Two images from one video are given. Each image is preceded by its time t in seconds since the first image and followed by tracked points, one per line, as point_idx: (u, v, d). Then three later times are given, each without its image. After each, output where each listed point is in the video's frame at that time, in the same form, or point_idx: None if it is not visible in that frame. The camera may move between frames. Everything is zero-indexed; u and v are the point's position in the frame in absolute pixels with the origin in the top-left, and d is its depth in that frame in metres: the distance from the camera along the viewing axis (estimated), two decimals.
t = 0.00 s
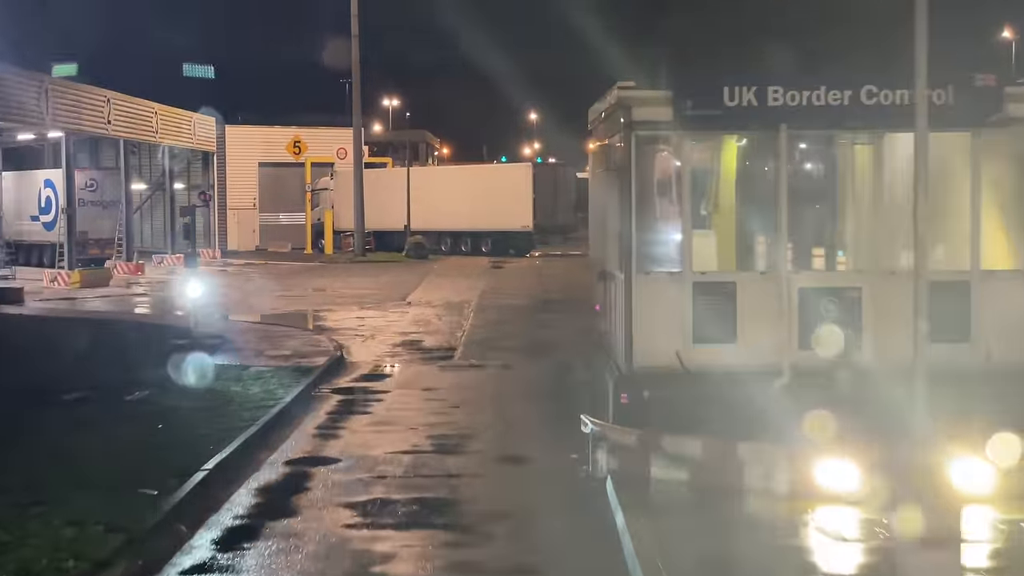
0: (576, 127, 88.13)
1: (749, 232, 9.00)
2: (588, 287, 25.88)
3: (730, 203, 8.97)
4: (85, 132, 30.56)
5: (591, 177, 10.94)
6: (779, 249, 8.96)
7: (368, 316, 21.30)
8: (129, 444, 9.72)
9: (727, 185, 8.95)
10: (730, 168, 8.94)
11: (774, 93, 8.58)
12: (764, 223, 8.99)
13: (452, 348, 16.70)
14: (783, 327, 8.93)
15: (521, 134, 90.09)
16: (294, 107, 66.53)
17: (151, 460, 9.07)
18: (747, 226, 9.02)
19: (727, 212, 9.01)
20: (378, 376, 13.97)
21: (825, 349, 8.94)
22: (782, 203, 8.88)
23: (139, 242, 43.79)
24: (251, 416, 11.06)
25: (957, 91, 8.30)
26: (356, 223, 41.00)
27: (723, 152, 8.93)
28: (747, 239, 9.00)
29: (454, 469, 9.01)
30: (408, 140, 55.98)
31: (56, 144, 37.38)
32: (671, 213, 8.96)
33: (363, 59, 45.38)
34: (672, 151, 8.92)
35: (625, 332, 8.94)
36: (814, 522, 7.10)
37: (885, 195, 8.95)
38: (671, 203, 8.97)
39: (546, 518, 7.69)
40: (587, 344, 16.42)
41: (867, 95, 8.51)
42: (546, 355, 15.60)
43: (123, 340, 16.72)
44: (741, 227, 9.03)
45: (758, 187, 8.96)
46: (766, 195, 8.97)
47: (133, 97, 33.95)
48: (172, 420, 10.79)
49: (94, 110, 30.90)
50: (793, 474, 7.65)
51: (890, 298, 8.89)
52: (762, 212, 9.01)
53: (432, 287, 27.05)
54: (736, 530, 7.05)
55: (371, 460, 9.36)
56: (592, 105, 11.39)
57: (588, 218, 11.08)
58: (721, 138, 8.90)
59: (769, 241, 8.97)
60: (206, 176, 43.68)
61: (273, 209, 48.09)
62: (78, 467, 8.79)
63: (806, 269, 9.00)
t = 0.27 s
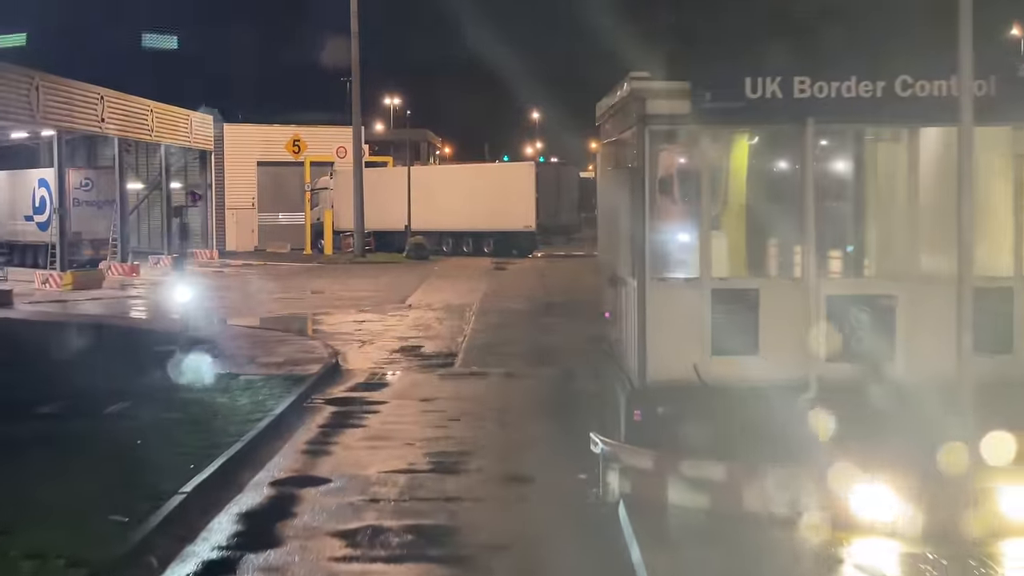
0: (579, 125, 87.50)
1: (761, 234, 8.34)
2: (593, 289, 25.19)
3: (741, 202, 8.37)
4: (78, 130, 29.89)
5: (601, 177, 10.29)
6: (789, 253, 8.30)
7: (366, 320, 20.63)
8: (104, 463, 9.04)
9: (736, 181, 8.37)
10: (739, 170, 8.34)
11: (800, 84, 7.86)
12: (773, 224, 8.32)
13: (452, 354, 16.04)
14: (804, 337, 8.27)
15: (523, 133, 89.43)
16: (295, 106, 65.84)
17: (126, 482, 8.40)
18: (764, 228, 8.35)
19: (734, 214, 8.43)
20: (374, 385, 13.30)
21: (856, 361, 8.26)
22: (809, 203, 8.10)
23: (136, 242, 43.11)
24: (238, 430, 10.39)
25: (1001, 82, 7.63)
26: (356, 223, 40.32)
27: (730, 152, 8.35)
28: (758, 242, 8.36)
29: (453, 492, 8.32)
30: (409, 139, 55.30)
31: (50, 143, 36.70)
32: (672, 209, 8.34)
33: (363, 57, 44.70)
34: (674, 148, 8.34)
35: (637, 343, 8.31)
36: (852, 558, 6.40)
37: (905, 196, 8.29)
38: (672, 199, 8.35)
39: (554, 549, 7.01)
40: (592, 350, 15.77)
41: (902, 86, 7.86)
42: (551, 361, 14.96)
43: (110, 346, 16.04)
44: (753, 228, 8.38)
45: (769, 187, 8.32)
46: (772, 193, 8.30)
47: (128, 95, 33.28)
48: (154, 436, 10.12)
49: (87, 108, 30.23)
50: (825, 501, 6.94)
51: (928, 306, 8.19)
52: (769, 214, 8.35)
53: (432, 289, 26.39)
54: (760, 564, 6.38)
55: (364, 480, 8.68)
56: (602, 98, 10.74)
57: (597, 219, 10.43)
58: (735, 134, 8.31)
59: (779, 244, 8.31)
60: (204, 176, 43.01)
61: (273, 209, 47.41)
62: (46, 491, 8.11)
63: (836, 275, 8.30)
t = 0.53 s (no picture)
0: (581, 124, 86.84)
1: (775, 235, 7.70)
2: (598, 291, 24.51)
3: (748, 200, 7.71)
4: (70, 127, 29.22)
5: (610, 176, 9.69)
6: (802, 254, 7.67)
7: (362, 323, 19.99)
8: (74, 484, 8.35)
9: (745, 180, 7.70)
10: (749, 169, 7.68)
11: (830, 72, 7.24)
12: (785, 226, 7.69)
13: (452, 359, 15.39)
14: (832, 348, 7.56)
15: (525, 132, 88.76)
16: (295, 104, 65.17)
17: (95, 505, 7.71)
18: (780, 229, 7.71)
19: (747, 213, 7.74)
20: (369, 395, 12.61)
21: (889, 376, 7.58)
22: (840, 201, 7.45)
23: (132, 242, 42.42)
24: (221, 445, 9.70)
25: None
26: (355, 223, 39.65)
27: (741, 149, 7.64)
28: (769, 242, 7.70)
29: (450, 517, 7.64)
30: (410, 137, 54.61)
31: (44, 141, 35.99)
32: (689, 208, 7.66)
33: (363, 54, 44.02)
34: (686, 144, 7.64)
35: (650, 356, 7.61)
36: None
37: (926, 195, 7.64)
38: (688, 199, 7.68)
39: None
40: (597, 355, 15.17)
41: (942, 75, 7.22)
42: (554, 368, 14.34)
43: (94, 351, 15.35)
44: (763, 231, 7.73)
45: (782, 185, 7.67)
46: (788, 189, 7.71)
47: (122, 91, 32.62)
48: (130, 452, 9.43)
49: (80, 104, 29.56)
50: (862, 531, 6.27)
51: (968, 315, 7.53)
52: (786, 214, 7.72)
53: (432, 291, 25.75)
54: None
55: (354, 504, 8.00)
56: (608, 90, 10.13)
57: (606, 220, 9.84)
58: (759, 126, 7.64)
59: (791, 245, 7.67)
60: (201, 174, 42.32)
61: (271, 208, 46.73)
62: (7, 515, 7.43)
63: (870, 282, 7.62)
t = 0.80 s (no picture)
0: (584, 122, 86.24)
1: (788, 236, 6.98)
2: (603, 292, 23.83)
3: (761, 196, 6.96)
4: (62, 124, 28.57)
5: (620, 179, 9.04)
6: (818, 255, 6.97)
7: (360, 326, 19.33)
8: (39, 506, 7.67)
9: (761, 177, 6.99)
10: (761, 167, 6.96)
11: (866, 58, 6.58)
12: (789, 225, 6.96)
13: (453, 365, 14.72)
14: (868, 366, 6.87)
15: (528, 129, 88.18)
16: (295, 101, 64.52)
17: (60, 533, 7.04)
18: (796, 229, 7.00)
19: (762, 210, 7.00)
20: (365, 404, 11.91)
21: (932, 394, 6.84)
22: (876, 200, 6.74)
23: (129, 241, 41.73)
24: (203, 461, 9.01)
25: None
26: (355, 222, 38.98)
27: (757, 144, 6.95)
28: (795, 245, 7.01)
29: (446, 547, 6.96)
30: (410, 135, 53.96)
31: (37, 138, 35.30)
32: (708, 209, 6.97)
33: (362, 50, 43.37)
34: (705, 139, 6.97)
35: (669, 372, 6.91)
36: None
37: (955, 191, 6.93)
38: (709, 198, 6.97)
39: None
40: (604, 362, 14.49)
41: (990, 61, 6.56)
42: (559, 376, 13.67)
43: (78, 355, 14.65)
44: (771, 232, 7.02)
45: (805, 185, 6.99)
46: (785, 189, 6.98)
47: (116, 87, 31.96)
48: (105, 468, 8.73)
49: (72, 101, 28.90)
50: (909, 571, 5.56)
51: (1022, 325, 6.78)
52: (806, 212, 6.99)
53: (432, 292, 25.09)
54: None
55: (343, 531, 7.31)
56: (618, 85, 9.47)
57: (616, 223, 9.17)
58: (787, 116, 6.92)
59: (809, 245, 6.98)
60: (198, 172, 41.66)
61: (270, 207, 46.09)
62: None
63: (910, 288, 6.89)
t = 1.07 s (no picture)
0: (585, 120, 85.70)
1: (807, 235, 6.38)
2: (606, 293, 23.25)
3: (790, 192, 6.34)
4: (54, 120, 27.99)
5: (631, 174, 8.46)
6: (840, 257, 6.39)
7: (356, 328, 18.71)
8: None
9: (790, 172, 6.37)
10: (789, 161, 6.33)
11: (908, 42, 6.01)
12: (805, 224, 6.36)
13: (453, 370, 14.09)
14: (906, 380, 6.25)
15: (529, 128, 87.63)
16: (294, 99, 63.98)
17: (18, 561, 6.40)
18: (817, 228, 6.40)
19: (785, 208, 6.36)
20: (358, 413, 11.30)
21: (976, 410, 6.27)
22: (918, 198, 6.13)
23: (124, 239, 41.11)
24: (183, 477, 8.38)
25: None
26: (353, 220, 38.38)
27: (780, 136, 6.31)
28: (826, 248, 6.39)
29: None
30: (410, 132, 53.39)
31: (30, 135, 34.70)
32: (732, 207, 6.35)
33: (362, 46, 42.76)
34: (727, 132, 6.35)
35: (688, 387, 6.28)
36: None
37: (995, 189, 6.37)
38: (733, 195, 6.36)
39: None
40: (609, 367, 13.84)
41: None
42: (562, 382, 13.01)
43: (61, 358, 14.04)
44: (792, 232, 6.41)
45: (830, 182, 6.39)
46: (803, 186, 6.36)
47: (110, 83, 31.38)
48: (77, 485, 8.10)
49: (64, 96, 28.32)
50: None
51: None
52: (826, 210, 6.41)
53: (433, 292, 24.47)
54: None
55: (331, 558, 6.68)
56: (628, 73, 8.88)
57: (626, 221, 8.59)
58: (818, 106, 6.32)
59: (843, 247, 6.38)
60: (195, 169, 41.04)
61: (268, 205, 45.51)
62: None
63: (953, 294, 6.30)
